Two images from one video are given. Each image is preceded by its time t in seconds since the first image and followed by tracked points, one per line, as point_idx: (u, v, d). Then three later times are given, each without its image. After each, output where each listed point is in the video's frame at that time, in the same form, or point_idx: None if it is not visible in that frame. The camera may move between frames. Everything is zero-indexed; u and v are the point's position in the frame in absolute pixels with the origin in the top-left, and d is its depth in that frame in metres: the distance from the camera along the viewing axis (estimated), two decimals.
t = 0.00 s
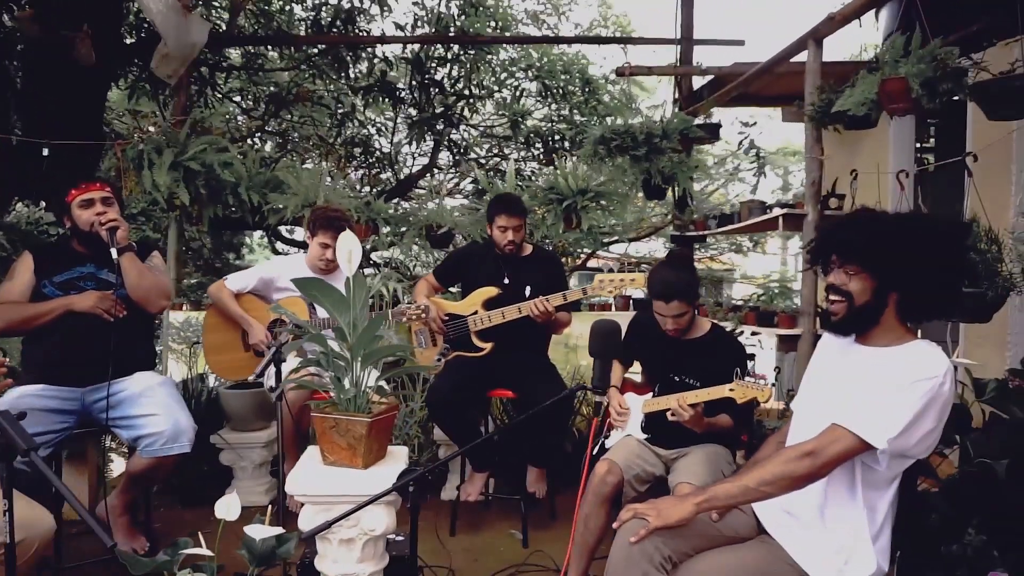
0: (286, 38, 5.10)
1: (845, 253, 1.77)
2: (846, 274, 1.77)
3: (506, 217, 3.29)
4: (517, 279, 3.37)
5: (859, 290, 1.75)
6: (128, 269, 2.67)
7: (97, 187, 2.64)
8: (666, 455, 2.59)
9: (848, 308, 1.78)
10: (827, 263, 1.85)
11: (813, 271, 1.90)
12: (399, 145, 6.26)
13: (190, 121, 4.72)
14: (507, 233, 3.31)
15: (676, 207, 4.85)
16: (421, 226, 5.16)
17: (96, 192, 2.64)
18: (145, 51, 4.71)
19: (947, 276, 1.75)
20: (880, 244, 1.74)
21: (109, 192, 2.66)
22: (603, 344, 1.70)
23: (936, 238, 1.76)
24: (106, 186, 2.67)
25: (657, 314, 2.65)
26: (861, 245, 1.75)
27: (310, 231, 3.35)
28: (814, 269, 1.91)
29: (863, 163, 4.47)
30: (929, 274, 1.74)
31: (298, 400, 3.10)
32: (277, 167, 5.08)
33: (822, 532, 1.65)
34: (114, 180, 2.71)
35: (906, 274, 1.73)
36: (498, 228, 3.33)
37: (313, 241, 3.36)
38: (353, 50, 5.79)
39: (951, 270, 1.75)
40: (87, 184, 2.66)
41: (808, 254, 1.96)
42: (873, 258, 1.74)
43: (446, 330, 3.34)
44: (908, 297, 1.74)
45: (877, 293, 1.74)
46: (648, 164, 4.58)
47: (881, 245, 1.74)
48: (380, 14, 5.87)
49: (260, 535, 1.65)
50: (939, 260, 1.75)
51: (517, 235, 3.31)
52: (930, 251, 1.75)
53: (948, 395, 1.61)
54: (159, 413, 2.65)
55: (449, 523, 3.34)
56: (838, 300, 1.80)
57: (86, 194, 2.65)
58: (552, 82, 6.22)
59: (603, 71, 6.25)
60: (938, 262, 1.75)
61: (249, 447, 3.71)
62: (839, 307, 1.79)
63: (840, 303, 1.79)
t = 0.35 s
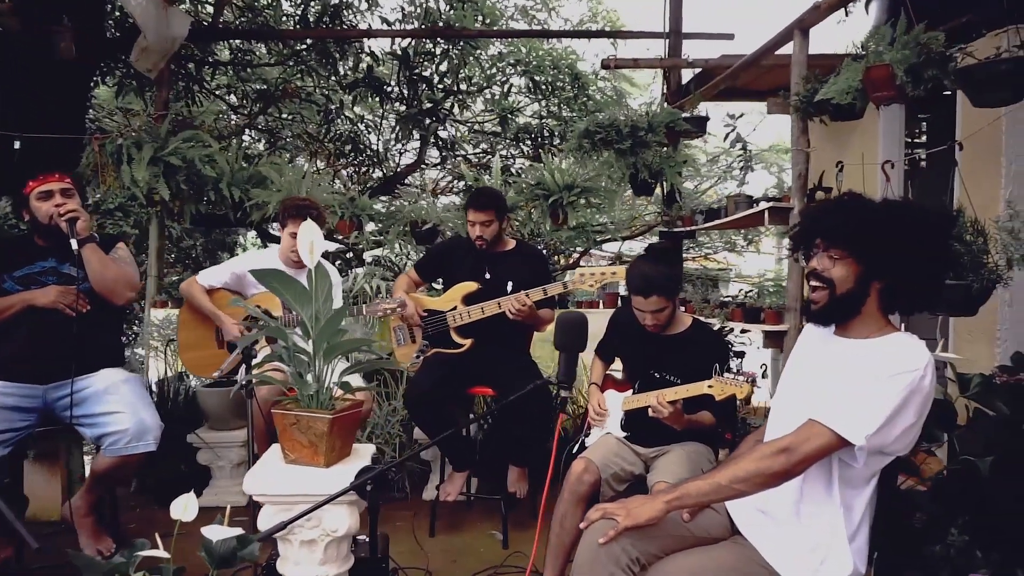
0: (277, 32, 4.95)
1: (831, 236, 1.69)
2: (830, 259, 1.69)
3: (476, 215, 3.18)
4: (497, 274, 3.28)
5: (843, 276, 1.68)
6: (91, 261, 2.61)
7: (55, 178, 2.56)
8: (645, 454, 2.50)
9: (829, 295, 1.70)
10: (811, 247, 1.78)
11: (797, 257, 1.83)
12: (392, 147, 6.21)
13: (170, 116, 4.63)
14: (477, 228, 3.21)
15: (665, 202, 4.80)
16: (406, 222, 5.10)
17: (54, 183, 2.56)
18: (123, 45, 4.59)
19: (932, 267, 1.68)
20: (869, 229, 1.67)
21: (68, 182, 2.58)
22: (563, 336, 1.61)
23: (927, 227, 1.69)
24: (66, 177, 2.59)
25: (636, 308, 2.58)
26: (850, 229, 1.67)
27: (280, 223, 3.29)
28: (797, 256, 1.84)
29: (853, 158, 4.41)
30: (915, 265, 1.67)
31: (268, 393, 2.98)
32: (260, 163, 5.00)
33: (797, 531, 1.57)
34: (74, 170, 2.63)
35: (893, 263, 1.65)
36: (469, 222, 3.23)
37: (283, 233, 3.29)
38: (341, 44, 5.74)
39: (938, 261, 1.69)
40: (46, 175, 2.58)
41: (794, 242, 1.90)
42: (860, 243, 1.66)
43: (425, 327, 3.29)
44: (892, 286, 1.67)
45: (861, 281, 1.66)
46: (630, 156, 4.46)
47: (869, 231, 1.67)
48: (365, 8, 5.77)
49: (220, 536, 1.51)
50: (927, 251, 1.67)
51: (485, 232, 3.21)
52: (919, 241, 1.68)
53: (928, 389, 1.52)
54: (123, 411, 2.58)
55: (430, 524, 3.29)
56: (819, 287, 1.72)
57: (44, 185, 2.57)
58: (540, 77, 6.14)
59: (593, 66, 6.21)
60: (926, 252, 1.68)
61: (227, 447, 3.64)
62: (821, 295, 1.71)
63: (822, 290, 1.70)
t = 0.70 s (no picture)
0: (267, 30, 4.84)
1: (820, 226, 1.60)
2: (815, 250, 1.60)
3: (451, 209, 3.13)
4: (476, 272, 3.22)
5: (825, 270, 1.59)
6: (54, 256, 2.55)
7: (16, 171, 2.50)
8: (622, 455, 2.42)
9: (809, 288, 1.61)
10: (795, 237, 1.69)
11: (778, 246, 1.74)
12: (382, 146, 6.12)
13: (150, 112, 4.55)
14: (450, 224, 3.16)
15: (652, 200, 4.76)
16: (390, 218, 5.02)
17: (15, 177, 2.51)
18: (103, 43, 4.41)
19: (916, 266, 1.62)
20: (857, 221, 1.59)
21: (30, 176, 2.52)
22: (526, 332, 1.54)
23: (915, 225, 1.62)
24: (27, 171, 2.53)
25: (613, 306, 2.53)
26: (838, 220, 1.59)
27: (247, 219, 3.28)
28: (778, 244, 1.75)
29: (840, 155, 4.35)
30: (900, 263, 1.60)
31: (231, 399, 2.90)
32: (242, 161, 4.92)
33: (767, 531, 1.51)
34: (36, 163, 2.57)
35: (877, 259, 1.58)
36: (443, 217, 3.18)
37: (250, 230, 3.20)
38: (328, 41, 5.65)
39: (922, 260, 1.62)
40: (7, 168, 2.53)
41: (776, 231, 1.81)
42: (848, 234, 1.58)
43: (403, 325, 3.24)
44: (873, 284, 1.59)
45: (843, 275, 1.59)
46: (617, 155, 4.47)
47: (858, 225, 1.59)
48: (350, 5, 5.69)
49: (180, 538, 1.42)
50: (914, 250, 1.61)
51: (461, 227, 3.16)
52: (906, 239, 1.61)
53: (903, 387, 1.47)
54: (86, 410, 2.53)
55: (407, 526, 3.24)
56: (799, 278, 1.63)
57: (5, 179, 2.51)
58: (527, 73, 6.10)
59: (581, 63, 6.16)
60: (911, 251, 1.61)
61: (203, 447, 3.58)
62: (800, 288, 1.63)
63: (801, 283, 1.62)
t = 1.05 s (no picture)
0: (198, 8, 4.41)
1: (753, 197, 1.56)
2: (744, 221, 1.57)
3: (383, 194, 3.03)
4: (411, 258, 3.12)
5: (753, 243, 1.56)
6: None
7: None
8: (556, 442, 2.35)
9: (737, 262, 1.58)
10: (727, 210, 1.66)
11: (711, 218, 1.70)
12: (326, 137, 5.91)
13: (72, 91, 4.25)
14: (381, 210, 3.06)
15: (596, 190, 4.73)
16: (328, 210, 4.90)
17: None
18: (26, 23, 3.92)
19: (845, 244, 1.60)
20: (792, 194, 1.56)
21: None
22: (442, 307, 1.49)
23: (848, 203, 1.60)
24: None
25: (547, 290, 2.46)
26: (771, 191, 1.55)
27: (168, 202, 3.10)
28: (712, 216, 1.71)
29: (781, 146, 4.37)
30: (829, 241, 1.58)
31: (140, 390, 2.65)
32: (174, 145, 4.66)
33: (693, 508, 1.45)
34: None
35: (808, 232, 1.55)
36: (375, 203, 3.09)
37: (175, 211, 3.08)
38: (269, 25, 5.30)
39: (852, 239, 1.60)
40: None
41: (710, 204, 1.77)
42: (781, 207, 1.55)
43: (335, 313, 3.13)
44: (802, 258, 1.57)
45: (772, 248, 1.55)
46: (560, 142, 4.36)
47: (791, 198, 1.55)
48: None
49: (66, 537, 1.27)
50: (842, 224, 1.59)
51: (395, 212, 3.06)
52: (838, 215, 1.58)
53: (829, 362, 1.43)
54: None
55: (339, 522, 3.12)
56: (728, 251, 1.60)
57: None
58: (474, 63, 6.03)
59: (528, 53, 6.10)
60: (842, 229, 1.59)
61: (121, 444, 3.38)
62: (728, 261, 1.59)
63: (730, 257, 1.58)
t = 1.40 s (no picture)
0: None
1: (704, 171, 1.47)
2: (698, 198, 1.48)
3: (317, 178, 2.88)
4: (350, 247, 2.99)
5: (707, 222, 1.48)
6: None
7: None
8: (502, 437, 2.24)
9: (690, 241, 1.50)
10: (682, 184, 1.57)
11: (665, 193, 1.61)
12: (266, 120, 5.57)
13: None
14: (315, 195, 2.90)
15: (544, 181, 4.64)
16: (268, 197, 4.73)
17: None
18: None
19: (804, 225, 1.52)
20: (751, 169, 1.46)
21: None
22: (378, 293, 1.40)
23: (804, 183, 1.50)
24: None
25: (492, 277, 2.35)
26: (727, 165, 1.46)
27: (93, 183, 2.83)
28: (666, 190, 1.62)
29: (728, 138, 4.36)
30: (787, 221, 1.49)
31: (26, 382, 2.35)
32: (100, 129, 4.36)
33: (644, 500, 1.37)
34: None
35: (764, 209, 1.46)
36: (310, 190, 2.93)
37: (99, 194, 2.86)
38: (207, 7, 4.80)
39: (811, 221, 1.52)
40: None
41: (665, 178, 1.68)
42: (739, 184, 1.46)
43: (269, 304, 2.97)
44: (758, 239, 1.48)
45: (725, 228, 1.47)
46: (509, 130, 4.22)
47: (750, 175, 1.46)
48: None
49: None
50: (799, 203, 1.50)
51: (331, 198, 2.90)
52: (799, 194, 1.49)
53: (785, 347, 1.36)
54: None
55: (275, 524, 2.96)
56: (681, 230, 1.52)
57: None
58: (421, 52, 5.86)
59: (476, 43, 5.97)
60: (800, 210, 1.50)
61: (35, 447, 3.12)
62: (681, 239, 1.51)
63: (682, 234, 1.50)
